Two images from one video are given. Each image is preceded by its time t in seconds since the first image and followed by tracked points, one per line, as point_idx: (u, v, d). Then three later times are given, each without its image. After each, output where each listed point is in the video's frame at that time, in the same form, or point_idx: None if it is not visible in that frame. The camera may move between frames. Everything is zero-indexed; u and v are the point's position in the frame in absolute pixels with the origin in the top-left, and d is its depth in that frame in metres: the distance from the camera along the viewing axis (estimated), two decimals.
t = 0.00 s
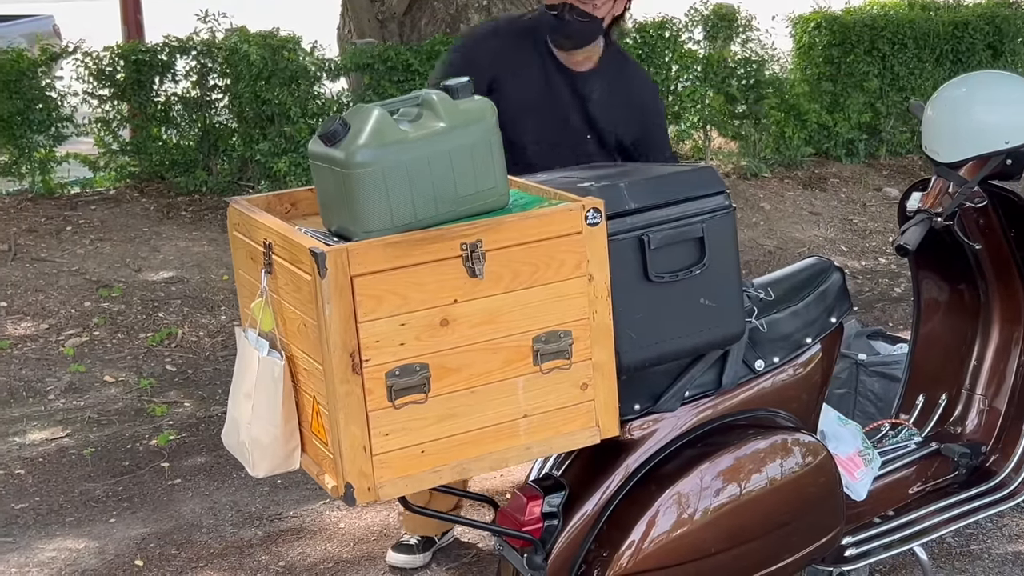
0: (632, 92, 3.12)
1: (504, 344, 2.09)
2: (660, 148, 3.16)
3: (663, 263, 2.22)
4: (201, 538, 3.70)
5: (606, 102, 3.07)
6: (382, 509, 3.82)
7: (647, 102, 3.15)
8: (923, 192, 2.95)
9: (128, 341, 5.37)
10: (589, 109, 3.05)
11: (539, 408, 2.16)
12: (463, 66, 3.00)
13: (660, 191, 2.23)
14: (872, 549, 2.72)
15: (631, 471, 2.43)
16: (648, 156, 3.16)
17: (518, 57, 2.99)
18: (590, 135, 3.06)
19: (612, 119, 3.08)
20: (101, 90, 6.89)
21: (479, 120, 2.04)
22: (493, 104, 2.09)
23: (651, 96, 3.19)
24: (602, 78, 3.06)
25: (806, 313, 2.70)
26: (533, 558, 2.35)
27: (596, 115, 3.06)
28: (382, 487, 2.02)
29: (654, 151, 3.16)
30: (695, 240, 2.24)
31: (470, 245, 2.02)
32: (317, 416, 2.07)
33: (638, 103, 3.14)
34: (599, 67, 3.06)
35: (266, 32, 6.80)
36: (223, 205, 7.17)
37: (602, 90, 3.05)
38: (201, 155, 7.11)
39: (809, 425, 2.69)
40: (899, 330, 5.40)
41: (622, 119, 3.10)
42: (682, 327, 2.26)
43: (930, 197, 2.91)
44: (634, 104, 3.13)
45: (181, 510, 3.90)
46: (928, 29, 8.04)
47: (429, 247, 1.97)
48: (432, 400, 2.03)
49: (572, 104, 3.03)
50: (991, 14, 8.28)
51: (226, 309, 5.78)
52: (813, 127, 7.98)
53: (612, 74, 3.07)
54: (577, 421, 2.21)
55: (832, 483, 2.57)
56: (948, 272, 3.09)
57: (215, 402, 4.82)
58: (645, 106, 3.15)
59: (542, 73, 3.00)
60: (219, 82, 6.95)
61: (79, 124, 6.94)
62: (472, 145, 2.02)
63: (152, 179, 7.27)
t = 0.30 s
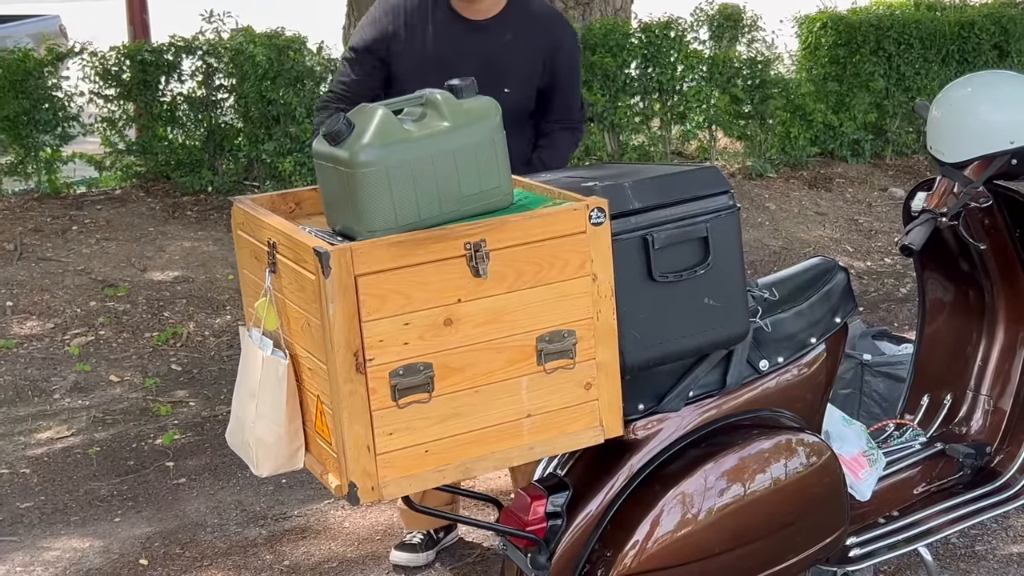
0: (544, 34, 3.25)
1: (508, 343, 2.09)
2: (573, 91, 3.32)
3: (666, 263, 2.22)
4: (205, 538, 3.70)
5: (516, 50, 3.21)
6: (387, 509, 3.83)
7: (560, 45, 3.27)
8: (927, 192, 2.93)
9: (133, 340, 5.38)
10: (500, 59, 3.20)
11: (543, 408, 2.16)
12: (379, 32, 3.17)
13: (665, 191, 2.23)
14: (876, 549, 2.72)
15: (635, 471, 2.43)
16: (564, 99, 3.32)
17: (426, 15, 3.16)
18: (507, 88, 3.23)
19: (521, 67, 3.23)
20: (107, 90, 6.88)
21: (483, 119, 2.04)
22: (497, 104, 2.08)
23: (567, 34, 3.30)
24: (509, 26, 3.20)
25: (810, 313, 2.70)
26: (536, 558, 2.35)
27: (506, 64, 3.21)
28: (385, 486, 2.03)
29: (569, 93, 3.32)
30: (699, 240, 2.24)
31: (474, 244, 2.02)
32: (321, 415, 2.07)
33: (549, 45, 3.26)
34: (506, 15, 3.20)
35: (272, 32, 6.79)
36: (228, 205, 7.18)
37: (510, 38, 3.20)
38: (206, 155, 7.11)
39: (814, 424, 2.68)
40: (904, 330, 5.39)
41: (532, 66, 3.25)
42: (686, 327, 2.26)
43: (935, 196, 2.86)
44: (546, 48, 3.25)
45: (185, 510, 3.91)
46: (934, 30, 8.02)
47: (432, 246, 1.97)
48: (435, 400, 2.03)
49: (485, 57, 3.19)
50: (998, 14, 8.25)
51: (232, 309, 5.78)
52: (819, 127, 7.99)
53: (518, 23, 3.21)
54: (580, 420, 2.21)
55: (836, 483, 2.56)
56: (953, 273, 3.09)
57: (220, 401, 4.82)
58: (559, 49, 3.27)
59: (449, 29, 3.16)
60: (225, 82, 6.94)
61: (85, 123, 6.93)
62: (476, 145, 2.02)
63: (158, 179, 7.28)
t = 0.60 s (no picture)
0: (522, 25, 3.18)
1: (510, 344, 2.09)
2: (556, 81, 3.27)
3: (669, 263, 2.22)
4: (209, 538, 3.70)
5: (493, 43, 3.14)
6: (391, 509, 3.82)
7: (538, 34, 3.21)
8: (933, 192, 2.95)
9: (137, 340, 5.39)
10: (479, 52, 3.12)
11: (546, 409, 2.16)
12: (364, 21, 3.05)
13: (668, 191, 2.23)
14: (880, 550, 2.71)
15: (638, 472, 2.43)
16: (547, 90, 3.27)
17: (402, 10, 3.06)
18: (491, 81, 3.16)
19: (501, 60, 3.16)
20: (112, 90, 6.89)
21: (485, 119, 2.04)
22: (499, 104, 2.08)
23: (545, 23, 3.25)
24: (486, 19, 3.13)
25: (813, 314, 2.69)
26: (539, 559, 2.34)
27: (485, 58, 3.13)
28: (388, 487, 2.02)
29: (553, 85, 3.27)
30: (702, 240, 2.24)
31: (477, 245, 2.02)
32: (324, 415, 2.07)
33: (529, 36, 3.20)
34: (482, 8, 3.13)
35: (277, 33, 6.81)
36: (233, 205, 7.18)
37: (487, 32, 3.12)
38: (211, 156, 7.10)
39: (817, 426, 2.68)
40: (909, 331, 5.37)
41: (513, 58, 3.19)
42: (689, 327, 2.25)
43: (939, 197, 2.87)
44: (526, 40, 3.20)
45: (189, 510, 3.91)
46: (939, 30, 8.01)
47: (435, 247, 1.97)
48: (438, 400, 2.03)
49: (465, 51, 3.11)
50: (1003, 15, 8.23)
51: (236, 309, 5.79)
52: (824, 127, 7.97)
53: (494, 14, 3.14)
54: (583, 421, 2.21)
55: (840, 484, 2.56)
56: (957, 274, 3.08)
57: (224, 401, 4.83)
58: (539, 39, 3.22)
59: (426, 26, 3.08)
60: (230, 82, 6.95)
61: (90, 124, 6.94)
62: (479, 145, 2.02)
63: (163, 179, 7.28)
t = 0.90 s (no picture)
0: (528, 26, 3.19)
1: (514, 345, 2.09)
2: (556, 80, 3.31)
3: (673, 264, 2.21)
4: (213, 538, 3.71)
5: (505, 43, 3.14)
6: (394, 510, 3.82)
7: (542, 35, 3.23)
8: (937, 193, 2.94)
9: (142, 341, 5.39)
10: (492, 53, 3.13)
11: (549, 410, 2.16)
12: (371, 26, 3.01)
13: (672, 192, 2.22)
14: (883, 552, 2.71)
15: (642, 473, 2.42)
16: (549, 90, 3.32)
17: (411, 14, 3.03)
18: (500, 83, 3.17)
19: (511, 61, 3.17)
20: (117, 91, 6.90)
21: (489, 120, 2.03)
22: (503, 104, 2.08)
23: (546, 24, 3.26)
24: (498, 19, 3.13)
25: (817, 315, 2.68)
26: (542, 560, 2.35)
27: (497, 59, 3.14)
28: (391, 488, 2.02)
29: (553, 85, 3.32)
30: (706, 241, 2.23)
31: (480, 245, 2.01)
32: (327, 416, 2.07)
33: (534, 37, 3.21)
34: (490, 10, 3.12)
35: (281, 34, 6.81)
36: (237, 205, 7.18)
37: (497, 33, 3.13)
38: (216, 156, 7.10)
39: (821, 427, 2.67)
40: (914, 332, 5.36)
41: (521, 60, 3.19)
42: (693, 328, 2.25)
43: (944, 198, 2.90)
44: (532, 42, 3.21)
45: (193, 511, 3.91)
46: (944, 31, 8.00)
47: (438, 247, 1.97)
48: (441, 401, 2.03)
49: (478, 52, 3.10)
50: (1009, 16, 8.22)
51: (240, 310, 5.79)
52: (829, 128, 7.95)
53: (502, 15, 3.13)
54: (586, 422, 2.21)
55: (844, 486, 2.55)
56: (962, 275, 3.07)
57: (228, 402, 4.83)
58: (542, 40, 3.24)
59: (436, 29, 3.05)
60: (234, 83, 6.95)
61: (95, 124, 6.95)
62: (482, 146, 2.01)
63: (168, 180, 7.29)
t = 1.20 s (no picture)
0: (535, 26, 3.22)
1: (517, 347, 2.09)
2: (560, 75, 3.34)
3: (676, 266, 2.22)
4: (217, 539, 3.71)
5: (515, 43, 3.16)
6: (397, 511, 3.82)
7: (547, 33, 3.26)
8: (940, 196, 2.93)
9: (146, 342, 5.40)
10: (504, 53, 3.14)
11: (552, 411, 2.16)
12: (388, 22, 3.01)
13: (675, 193, 2.22)
14: (886, 554, 2.71)
15: (645, 474, 2.42)
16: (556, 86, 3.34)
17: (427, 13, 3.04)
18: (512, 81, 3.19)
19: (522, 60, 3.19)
20: (122, 92, 6.91)
21: (492, 122, 2.03)
22: (505, 106, 2.08)
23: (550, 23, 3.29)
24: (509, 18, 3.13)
25: (821, 317, 2.68)
26: (546, 562, 2.34)
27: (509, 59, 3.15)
28: (394, 489, 2.02)
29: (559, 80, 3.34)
30: (709, 243, 2.23)
31: (483, 247, 2.01)
32: (329, 417, 2.07)
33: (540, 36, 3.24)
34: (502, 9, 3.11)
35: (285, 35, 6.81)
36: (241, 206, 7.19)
37: (509, 32, 3.13)
38: (220, 157, 7.11)
39: (825, 429, 2.67)
40: (918, 334, 5.36)
41: (530, 57, 3.21)
42: (696, 330, 2.25)
43: (949, 199, 2.86)
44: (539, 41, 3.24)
45: (197, 512, 3.91)
46: (949, 32, 7.98)
47: (442, 249, 1.97)
48: (444, 402, 2.03)
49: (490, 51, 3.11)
50: (1014, 17, 8.20)
51: (244, 311, 5.79)
52: (833, 130, 7.95)
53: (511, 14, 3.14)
54: (589, 424, 2.21)
55: (847, 488, 2.54)
56: (966, 276, 3.07)
57: (232, 403, 4.83)
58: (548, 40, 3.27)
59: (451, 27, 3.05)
60: (238, 84, 6.95)
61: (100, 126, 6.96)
62: (485, 148, 2.01)
63: (172, 181, 7.30)
